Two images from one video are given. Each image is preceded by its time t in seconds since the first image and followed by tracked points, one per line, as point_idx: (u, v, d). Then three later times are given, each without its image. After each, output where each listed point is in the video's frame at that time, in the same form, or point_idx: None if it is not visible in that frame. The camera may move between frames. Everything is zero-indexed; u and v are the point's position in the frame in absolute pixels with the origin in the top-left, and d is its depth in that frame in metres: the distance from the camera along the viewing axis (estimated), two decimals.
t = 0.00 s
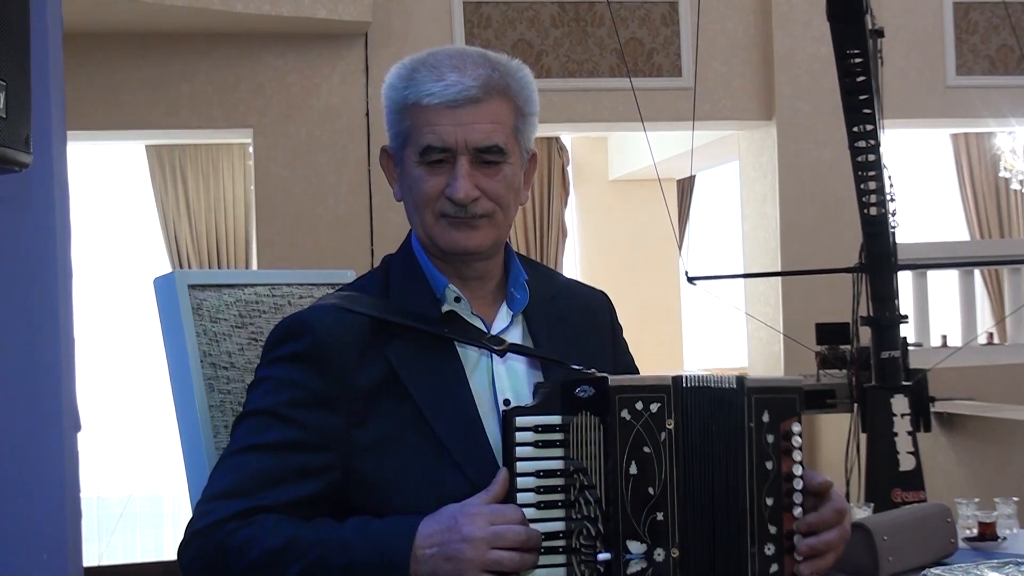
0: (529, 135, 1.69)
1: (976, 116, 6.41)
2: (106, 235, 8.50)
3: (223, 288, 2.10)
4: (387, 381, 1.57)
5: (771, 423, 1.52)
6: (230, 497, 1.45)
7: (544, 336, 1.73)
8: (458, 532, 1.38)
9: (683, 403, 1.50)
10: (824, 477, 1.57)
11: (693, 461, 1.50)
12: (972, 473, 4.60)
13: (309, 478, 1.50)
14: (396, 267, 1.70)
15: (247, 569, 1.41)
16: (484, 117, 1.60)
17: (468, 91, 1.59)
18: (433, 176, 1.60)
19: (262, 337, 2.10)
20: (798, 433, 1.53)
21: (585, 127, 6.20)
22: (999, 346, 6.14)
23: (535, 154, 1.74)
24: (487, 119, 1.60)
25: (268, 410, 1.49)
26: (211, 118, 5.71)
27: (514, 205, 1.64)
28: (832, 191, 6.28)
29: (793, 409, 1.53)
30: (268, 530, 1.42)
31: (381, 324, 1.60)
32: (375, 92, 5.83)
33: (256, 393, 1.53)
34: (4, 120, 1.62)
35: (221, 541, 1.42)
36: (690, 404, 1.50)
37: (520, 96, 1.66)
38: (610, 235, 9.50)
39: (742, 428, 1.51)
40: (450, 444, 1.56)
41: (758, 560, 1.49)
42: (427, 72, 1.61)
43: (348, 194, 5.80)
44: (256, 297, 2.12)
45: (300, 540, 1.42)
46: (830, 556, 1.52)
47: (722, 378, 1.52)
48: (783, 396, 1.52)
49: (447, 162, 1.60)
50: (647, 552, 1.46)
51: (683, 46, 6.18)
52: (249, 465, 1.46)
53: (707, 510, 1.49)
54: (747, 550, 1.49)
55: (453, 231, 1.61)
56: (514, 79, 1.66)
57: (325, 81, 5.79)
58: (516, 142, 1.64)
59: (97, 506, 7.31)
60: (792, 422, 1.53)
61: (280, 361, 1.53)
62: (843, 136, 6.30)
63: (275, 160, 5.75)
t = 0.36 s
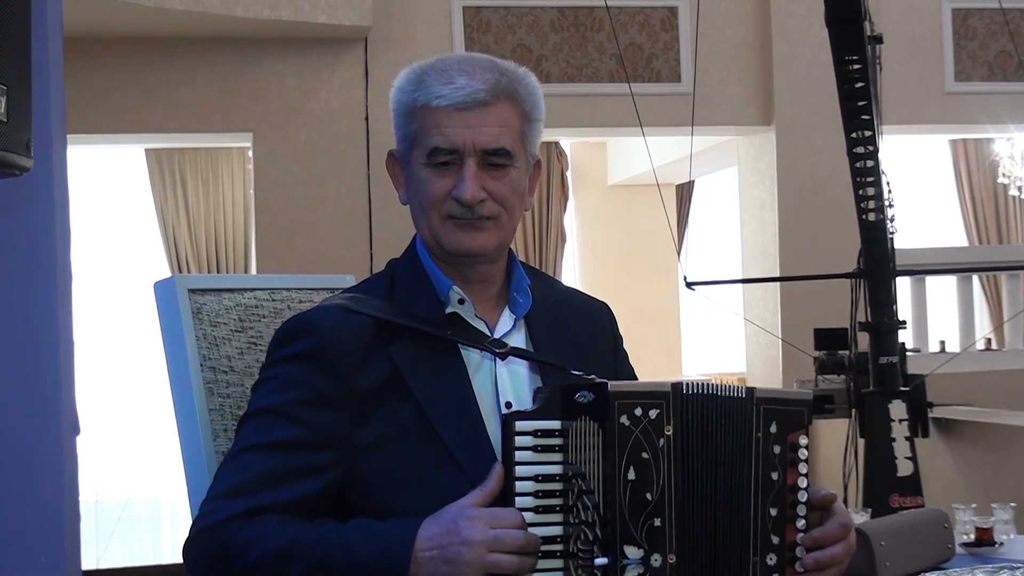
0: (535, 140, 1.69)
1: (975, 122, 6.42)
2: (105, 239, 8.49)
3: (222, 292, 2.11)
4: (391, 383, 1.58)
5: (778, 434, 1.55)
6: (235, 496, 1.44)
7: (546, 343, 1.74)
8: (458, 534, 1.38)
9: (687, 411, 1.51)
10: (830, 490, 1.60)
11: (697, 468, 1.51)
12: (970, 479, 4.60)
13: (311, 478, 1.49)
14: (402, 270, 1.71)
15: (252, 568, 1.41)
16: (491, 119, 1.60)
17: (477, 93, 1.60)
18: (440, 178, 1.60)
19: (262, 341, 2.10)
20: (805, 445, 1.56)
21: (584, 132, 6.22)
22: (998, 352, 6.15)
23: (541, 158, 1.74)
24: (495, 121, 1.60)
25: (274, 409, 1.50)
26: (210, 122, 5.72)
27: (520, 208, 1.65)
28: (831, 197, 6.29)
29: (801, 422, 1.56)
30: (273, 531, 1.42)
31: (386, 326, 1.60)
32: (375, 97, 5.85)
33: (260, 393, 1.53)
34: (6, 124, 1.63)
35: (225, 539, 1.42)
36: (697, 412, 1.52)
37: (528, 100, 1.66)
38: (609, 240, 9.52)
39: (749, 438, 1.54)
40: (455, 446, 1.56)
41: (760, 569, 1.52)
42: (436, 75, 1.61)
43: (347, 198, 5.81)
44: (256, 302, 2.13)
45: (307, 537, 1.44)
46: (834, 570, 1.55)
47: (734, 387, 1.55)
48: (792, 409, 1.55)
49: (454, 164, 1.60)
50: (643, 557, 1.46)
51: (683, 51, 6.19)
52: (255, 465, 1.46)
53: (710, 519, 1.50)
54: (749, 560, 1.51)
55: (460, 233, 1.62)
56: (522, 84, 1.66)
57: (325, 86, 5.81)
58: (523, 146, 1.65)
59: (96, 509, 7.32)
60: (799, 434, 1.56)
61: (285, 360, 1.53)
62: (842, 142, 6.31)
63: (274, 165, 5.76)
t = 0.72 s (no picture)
0: (539, 145, 1.70)
1: (971, 127, 6.44)
2: (102, 241, 8.48)
3: (220, 295, 2.11)
4: (391, 385, 1.59)
5: (784, 444, 1.56)
6: (232, 494, 1.45)
7: (547, 347, 1.75)
8: (452, 535, 1.38)
9: (687, 415, 1.51)
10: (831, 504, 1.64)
11: (698, 472, 1.51)
12: (966, 483, 4.61)
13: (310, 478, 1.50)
14: (404, 273, 1.71)
15: (250, 562, 1.42)
16: (496, 123, 1.61)
17: (483, 97, 1.61)
18: (445, 180, 1.61)
19: (260, 344, 2.10)
20: (810, 457, 1.58)
21: (581, 136, 6.23)
22: (994, 356, 6.16)
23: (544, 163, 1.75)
24: (500, 125, 1.61)
25: (274, 407, 1.50)
26: (207, 125, 5.73)
27: (523, 212, 1.66)
28: (828, 201, 6.30)
29: (808, 433, 1.58)
30: (268, 526, 1.43)
31: (387, 327, 1.61)
32: (372, 100, 5.86)
33: (261, 392, 1.55)
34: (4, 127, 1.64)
35: (221, 535, 1.43)
36: (698, 417, 1.52)
37: (533, 105, 1.67)
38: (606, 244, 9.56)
39: (754, 445, 1.55)
40: (455, 450, 1.56)
41: None
42: (442, 78, 1.62)
43: (344, 202, 5.82)
44: (253, 305, 2.13)
45: (299, 536, 1.43)
46: None
47: (742, 395, 1.56)
48: (800, 420, 1.57)
49: (459, 166, 1.61)
50: (639, 562, 1.45)
51: (680, 56, 6.21)
52: (253, 462, 1.47)
53: (709, 522, 1.51)
54: (751, 567, 1.52)
55: (463, 235, 1.62)
56: (527, 90, 1.67)
57: (322, 89, 5.81)
58: (527, 150, 1.66)
59: (93, 513, 7.31)
60: (805, 446, 1.57)
61: (286, 360, 1.55)
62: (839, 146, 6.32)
63: (271, 168, 5.76)
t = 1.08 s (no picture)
0: (539, 159, 1.70)
1: (968, 129, 6.46)
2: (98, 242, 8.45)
3: (218, 297, 2.11)
4: (387, 390, 1.58)
5: (799, 452, 1.54)
6: (234, 506, 1.46)
7: (539, 350, 1.76)
8: (457, 544, 1.36)
9: (686, 416, 1.51)
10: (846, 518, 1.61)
11: (699, 473, 1.51)
12: (962, 485, 4.62)
13: (307, 486, 1.50)
14: (400, 278, 1.71)
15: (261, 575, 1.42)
16: (498, 140, 1.61)
17: (487, 113, 1.60)
18: (443, 193, 1.61)
19: (258, 346, 2.10)
20: (825, 468, 1.56)
21: (579, 138, 6.24)
22: (990, 358, 6.17)
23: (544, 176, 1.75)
24: (503, 142, 1.61)
25: (270, 415, 1.51)
26: (205, 127, 5.73)
27: (520, 227, 1.66)
28: (825, 204, 6.31)
29: (825, 443, 1.56)
30: (277, 540, 1.43)
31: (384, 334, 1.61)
32: (370, 103, 5.86)
33: (257, 399, 1.55)
34: (3, 130, 1.64)
35: (230, 547, 1.44)
36: (707, 417, 1.52)
37: (536, 121, 1.67)
38: (603, 247, 9.56)
39: (767, 450, 1.54)
40: (450, 458, 1.56)
41: None
42: (447, 90, 1.62)
43: (342, 204, 5.82)
44: (251, 306, 2.12)
45: (311, 551, 1.43)
46: None
47: (756, 399, 1.55)
48: (817, 430, 1.55)
49: (458, 180, 1.61)
50: (636, 559, 1.45)
51: (677, 59, 6.22)
52: (256, 475, 1.47)
53: (708, 522, 1.51)
54: (756, 571, 1.51)
55: (459, 248, 1.63)
56: (531, 105, 1.67)
57: (320, 92, 5.82)
58: (527, 167, 1.66)
59: (90, 515, 7.30)
60: (821, 456, 1.56)
61: (282, 367, 1.55)
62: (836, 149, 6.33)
63: (269, 170, 5.76)
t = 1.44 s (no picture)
0: (528, 153, 1.71)
1: (966, 133, 6.47)
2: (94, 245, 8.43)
3: (216, 299, 2.11)
4: (379, 389, 1.58)
5: (799, 451, 1.56)
6: (231, 505, 1.46)
7: (534, 350, 1.75)
8: (450, 545, 1.36)
9: (677, 415, 1.49)
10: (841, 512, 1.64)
11: (693, 472, 1.50)
12: (960, 488, 4.62)
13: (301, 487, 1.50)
14: (391, 279, 1.71)
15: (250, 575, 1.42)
16: (485, 132, 1.61)
17: (473, 105, 1.61)
18: (434, 188, 1.61)
19: (255, 348, 2.10)
20: (824, 465, 1.58)
21: (577, 140, 6.24)
22: (988, 361, 6.17)
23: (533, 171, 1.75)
24: (489, 134, 1.62)
25: (264, 417, 1.51)
26: (203, 129, 5.73)
27: (511, 220, 1.66)
28: (823, 206, 6.31)
29: (823, 442, 1.57)
30: (266, 538, 1.43)
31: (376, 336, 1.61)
32: (368, 105, 5.87)
33: (250, 402, 1.55)
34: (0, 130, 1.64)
35: (220, 547, 1.44)
36: (699, 415, 1.51)
37: (522, 114, 1.68)
38: (601, 249, 9.55)
39: (768, 448, 1.55)
40: (446, 457, 1.56)
41: None
42: (433, 86, 1.63)
43: (339, 206, 5.83)
44: (248, 309, 2.12)
45: (298, 550, 1.42)
46: None
47: (756, 398, 1.56)
48: (817, 429, 1.57)
49: (448, 174, 1.61)
50: (630, 558, 1.42)
51: (675, 61, 6.22)
52: (250, 474, 1.47)
53: (703, 521, 1.49)
54: (756, 569, 1.52)
55: (451, 243, 1.62)
56: (516, 98, 1.68)
57: (318, 93, 5.82)
58: (515, 159, 1.66)
59: (87, 518, 7.29)
60: (819, 455, 1.57)
61: (275, 370, 1.54)
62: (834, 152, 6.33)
63: (267, 171, 5.76)
